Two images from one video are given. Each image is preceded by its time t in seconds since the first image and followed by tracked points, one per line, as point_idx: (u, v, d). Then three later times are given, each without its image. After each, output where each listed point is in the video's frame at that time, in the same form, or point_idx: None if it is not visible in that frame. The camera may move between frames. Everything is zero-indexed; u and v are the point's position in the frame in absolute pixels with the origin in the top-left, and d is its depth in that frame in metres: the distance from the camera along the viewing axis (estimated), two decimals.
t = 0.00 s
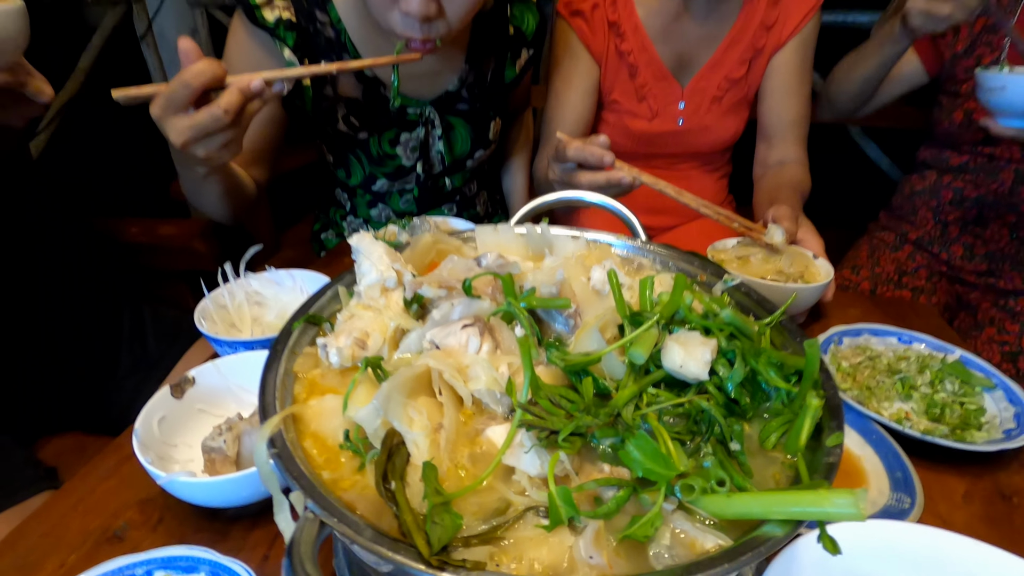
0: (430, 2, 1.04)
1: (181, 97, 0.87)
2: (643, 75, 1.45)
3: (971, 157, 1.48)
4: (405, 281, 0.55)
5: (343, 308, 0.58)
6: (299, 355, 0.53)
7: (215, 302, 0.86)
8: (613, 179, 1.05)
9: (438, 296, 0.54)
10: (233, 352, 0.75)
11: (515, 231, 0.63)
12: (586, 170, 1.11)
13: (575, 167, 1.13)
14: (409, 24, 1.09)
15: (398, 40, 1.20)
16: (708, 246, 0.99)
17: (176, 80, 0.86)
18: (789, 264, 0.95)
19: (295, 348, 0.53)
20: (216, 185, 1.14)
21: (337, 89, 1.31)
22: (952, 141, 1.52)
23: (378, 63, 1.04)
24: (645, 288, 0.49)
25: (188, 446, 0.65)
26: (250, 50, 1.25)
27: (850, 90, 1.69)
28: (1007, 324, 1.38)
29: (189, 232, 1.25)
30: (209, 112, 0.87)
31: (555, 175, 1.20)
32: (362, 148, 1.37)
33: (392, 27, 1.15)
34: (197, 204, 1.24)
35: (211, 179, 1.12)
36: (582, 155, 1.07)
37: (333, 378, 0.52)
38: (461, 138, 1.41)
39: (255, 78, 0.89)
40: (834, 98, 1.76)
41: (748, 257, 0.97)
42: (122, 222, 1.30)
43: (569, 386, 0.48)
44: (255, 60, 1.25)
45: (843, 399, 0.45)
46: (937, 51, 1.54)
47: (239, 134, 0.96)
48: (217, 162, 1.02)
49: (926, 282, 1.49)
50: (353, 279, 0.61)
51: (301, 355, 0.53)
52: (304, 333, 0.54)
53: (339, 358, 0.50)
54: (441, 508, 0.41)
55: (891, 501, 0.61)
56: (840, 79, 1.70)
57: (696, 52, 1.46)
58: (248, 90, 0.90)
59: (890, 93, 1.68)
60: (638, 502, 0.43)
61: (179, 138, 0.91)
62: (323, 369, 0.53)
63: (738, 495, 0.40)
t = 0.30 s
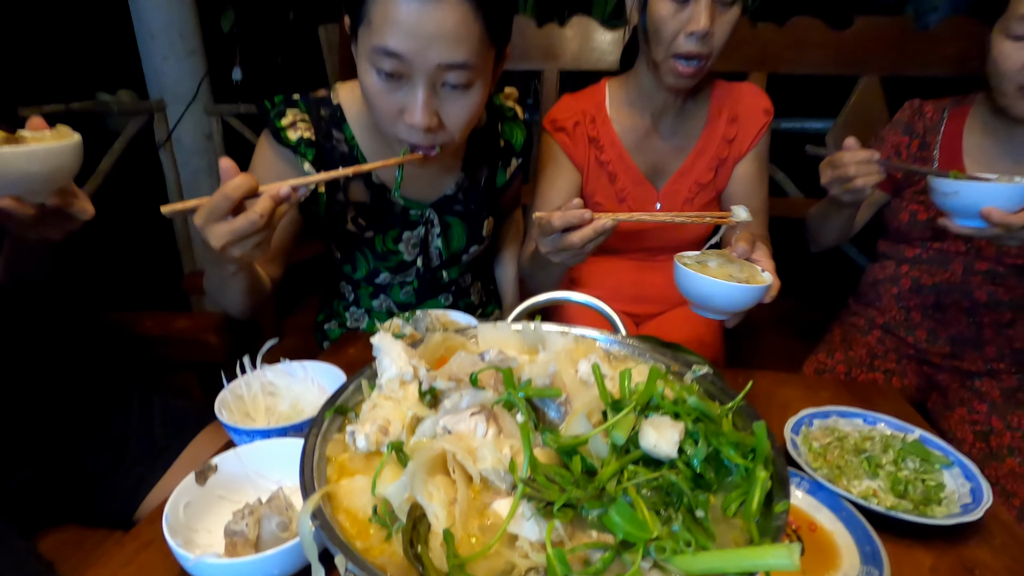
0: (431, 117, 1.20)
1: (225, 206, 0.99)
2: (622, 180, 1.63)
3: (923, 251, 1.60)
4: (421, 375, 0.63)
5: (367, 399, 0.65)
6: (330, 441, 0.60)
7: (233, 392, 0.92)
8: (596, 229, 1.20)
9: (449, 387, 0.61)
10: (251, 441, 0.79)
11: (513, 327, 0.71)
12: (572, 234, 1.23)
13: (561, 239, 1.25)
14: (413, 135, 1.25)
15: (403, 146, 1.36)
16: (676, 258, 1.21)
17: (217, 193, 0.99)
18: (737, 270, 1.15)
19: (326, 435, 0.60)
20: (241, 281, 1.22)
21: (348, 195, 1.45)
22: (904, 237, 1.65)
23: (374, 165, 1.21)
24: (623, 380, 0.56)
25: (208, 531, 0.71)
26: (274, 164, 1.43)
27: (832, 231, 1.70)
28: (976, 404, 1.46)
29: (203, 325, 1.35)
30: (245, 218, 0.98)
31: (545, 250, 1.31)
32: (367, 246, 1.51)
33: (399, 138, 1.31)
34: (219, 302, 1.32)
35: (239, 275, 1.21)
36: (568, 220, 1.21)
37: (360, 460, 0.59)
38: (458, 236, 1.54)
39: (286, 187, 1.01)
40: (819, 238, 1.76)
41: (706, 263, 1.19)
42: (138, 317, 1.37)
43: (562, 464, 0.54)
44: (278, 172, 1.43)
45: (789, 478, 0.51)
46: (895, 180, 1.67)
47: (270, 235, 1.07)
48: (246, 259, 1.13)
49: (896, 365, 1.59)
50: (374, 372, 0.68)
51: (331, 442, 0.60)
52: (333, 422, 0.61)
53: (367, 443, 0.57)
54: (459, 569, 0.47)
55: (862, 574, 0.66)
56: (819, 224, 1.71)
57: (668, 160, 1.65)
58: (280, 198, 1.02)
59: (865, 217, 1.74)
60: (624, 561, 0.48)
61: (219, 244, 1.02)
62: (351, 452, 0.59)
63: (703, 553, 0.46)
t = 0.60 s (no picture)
0: (394, 216, 1.33)
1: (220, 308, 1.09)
2: (584, 268, 1.76)
3: (863, 326, 1.71)
4: (388, 484, 0.66)
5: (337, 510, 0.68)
6: (300, 555, 0.62)
7: (208, 500, 0.94)
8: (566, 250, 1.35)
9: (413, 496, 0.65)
10: (223, 550, 0.83)
11: (473, 431, 0.75)
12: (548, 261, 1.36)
13: (539, 270, 1.37)
14: (378, 233, 1.36)
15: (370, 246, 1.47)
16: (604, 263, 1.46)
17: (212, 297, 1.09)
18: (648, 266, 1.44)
19: (297, 551, 0.61)
20: (225, 381, 1.29)
21: (323, 295, 1.54)
22: (844, 313, 1.77)
23: (340, 258, 1.34)
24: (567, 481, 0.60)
25: None
26: (254, 270, 1.53)
27: (773, 300, 1.77)
28: (926, 472, 1.54)
29: (178, 427, 1.37)
30: (242, 315, 1.09)
31: (529, 287, 1.41)
32: (340, 341, 1.57)
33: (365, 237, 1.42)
34: (196, 406, 1.35)
35: (224, 374, 1.27)
36: (543, 251, 1.34)
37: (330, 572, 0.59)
38: (426, 329, 1.62)
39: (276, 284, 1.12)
40: (761, 306, 1.83)
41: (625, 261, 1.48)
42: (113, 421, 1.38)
43: (512, 569, 0.56)
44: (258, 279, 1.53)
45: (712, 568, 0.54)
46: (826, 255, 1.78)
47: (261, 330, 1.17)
48: (237, 356, 1.21)
49: (850, 437, 1.67)
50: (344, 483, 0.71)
51: (303, 554, 0.62)
52: (305, 535, 0.63)
53: (335, 555, 0.59)
54: None
55: None
56: (761, 293, 1.78)
57: (623, 250, 1.81)
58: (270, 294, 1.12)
59: (803, 290, 1.83)
60: None
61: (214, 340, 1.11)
62: (320, 564, 0.60)
63: None
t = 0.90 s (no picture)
0: (347, 250, 1.37)
1: (227, 367, 1.13)
2: (554, 305, 1.81)
3: (821, 360, 1.78)
4: (349, 532, 0.68)
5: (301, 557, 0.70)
6: None
7: (175, 552, 0.95)
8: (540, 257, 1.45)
9: (374, 542, 0.66)
10: None
11: (436, 476, 0.78)
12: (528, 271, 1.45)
13: (521, 282, 1.47)
14: (332, 267, 1.40)
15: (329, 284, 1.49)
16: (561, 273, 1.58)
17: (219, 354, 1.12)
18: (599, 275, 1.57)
19: None
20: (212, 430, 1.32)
21: (294, 336, 1.55)
22: (803, 349, 1.84)
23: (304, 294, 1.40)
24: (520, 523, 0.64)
25: None
26: (227, 312, 1.54)
27: (731, 331, 1.83)
28: (886, 502, 1.60)
29: (147, 477, 1.36)
30: (251, 364, 1.14)
31: (515, 299, 1.50)
32: (312, 383, 1.58)
33: (320, 272, 1.45)
34: (170, 459, 1.35)
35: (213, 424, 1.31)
36: (519, 262, 1.44)
37: None
38: (398, 368, 1.65)
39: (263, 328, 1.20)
40: (721, 339, 1.89)
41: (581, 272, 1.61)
42: (79, 473, 1.37)
43: None
44: (232, 320, 1.54)
45: None
46: (781, 290, 1.85)
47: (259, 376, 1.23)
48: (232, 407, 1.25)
49: (813, 469, 1.72)
50: (309, 531, 0.73)
51: None
52: None
53: None
54: None
55: None
56: (721, 324, 1.84)
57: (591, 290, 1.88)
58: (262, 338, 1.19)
59: (762, 323, 1.88)
60: None
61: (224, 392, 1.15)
62: None
63: None
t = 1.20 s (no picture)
0: (345, 277, 1.47)
1: (149, 414, 1.16)
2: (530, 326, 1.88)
3: (786, 373, 1.86)
4: (319, 548, 0.72)
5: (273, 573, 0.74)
6: None
7: None
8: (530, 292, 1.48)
9: (343, 557, 0.70)
10: None
11: (406, 493, 0.83)
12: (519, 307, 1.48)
13: (516, 319, 1.48)
14: (333, 293, 1.50)
15: (323, 303, 1.58)
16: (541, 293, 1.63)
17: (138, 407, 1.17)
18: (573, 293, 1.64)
19: None
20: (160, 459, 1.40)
21: (273, 347, 1.62)
22: (769, 362, 1.91)
23: (315, 355, 1.42)
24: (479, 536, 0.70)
25: None
26: (207, 326, 1.57)
27: (687, 334, 1.92)
28: (850, 511, 1.66)
29: (125, 503, 1.37)
30: (163, 427, 1.19)
31: (512, 336, 1.52)
32: (289, 393, 1.61)
33: (321, 297, 1.55)
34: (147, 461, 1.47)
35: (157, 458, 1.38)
36: (510, 305, 1.46)
37: None
38: (374, 378, 1.69)
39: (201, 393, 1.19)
40: (682, 345, 1.97)
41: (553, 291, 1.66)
42: (57, 501, 1.37)
43: None
44: (213, 336, 1.58)
45: None
46: (742, 304, 1.93)
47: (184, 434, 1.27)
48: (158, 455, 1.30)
49: (781, 480, 1.78)
50: (282, 549, 0.77)
51: None
52: None
53: None
54: None
55: None
56: (679, 325, 1.93)
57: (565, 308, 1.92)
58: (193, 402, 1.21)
59: (721, 333, 1.97)
60: None
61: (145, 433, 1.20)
62: None
63: None
